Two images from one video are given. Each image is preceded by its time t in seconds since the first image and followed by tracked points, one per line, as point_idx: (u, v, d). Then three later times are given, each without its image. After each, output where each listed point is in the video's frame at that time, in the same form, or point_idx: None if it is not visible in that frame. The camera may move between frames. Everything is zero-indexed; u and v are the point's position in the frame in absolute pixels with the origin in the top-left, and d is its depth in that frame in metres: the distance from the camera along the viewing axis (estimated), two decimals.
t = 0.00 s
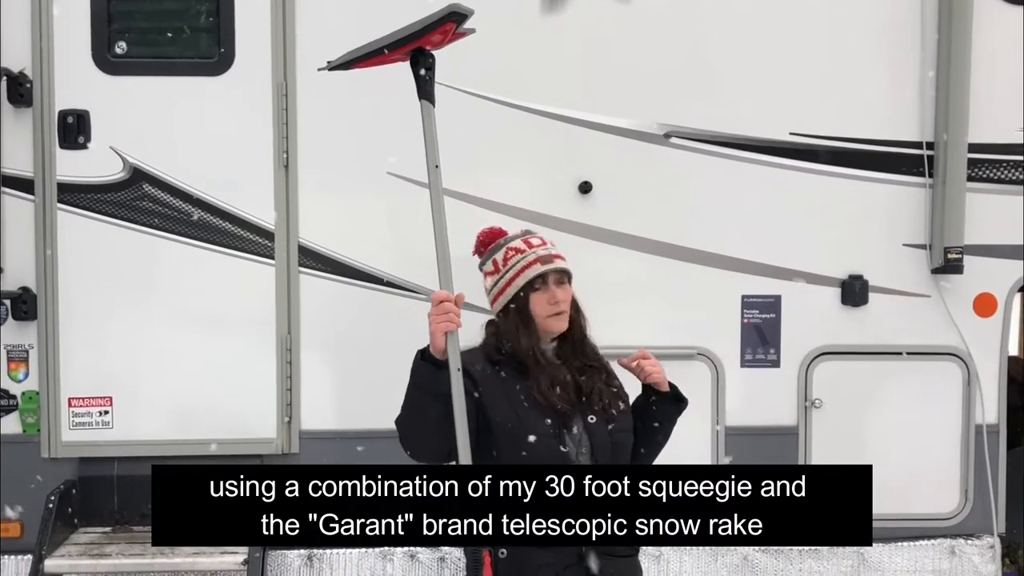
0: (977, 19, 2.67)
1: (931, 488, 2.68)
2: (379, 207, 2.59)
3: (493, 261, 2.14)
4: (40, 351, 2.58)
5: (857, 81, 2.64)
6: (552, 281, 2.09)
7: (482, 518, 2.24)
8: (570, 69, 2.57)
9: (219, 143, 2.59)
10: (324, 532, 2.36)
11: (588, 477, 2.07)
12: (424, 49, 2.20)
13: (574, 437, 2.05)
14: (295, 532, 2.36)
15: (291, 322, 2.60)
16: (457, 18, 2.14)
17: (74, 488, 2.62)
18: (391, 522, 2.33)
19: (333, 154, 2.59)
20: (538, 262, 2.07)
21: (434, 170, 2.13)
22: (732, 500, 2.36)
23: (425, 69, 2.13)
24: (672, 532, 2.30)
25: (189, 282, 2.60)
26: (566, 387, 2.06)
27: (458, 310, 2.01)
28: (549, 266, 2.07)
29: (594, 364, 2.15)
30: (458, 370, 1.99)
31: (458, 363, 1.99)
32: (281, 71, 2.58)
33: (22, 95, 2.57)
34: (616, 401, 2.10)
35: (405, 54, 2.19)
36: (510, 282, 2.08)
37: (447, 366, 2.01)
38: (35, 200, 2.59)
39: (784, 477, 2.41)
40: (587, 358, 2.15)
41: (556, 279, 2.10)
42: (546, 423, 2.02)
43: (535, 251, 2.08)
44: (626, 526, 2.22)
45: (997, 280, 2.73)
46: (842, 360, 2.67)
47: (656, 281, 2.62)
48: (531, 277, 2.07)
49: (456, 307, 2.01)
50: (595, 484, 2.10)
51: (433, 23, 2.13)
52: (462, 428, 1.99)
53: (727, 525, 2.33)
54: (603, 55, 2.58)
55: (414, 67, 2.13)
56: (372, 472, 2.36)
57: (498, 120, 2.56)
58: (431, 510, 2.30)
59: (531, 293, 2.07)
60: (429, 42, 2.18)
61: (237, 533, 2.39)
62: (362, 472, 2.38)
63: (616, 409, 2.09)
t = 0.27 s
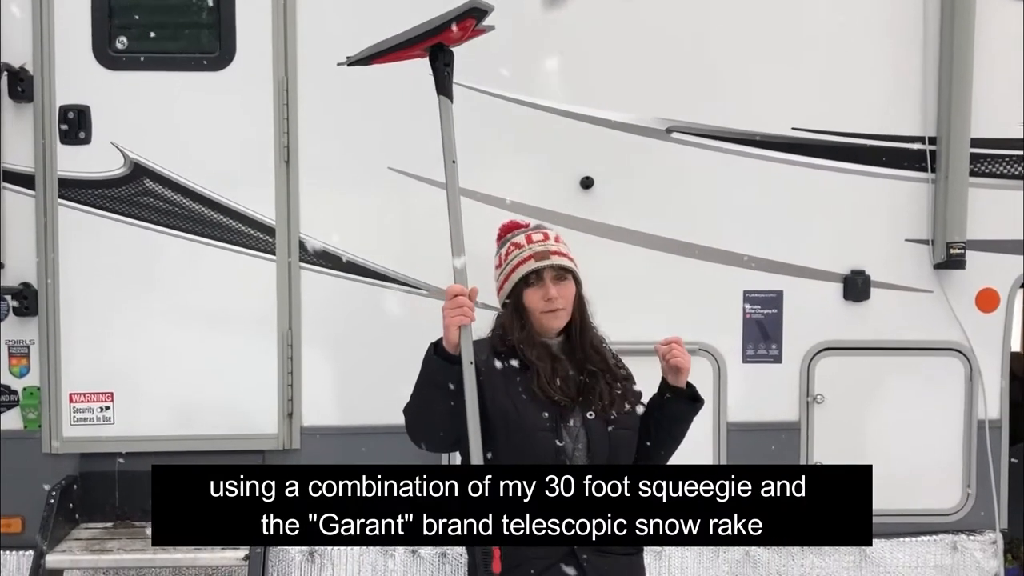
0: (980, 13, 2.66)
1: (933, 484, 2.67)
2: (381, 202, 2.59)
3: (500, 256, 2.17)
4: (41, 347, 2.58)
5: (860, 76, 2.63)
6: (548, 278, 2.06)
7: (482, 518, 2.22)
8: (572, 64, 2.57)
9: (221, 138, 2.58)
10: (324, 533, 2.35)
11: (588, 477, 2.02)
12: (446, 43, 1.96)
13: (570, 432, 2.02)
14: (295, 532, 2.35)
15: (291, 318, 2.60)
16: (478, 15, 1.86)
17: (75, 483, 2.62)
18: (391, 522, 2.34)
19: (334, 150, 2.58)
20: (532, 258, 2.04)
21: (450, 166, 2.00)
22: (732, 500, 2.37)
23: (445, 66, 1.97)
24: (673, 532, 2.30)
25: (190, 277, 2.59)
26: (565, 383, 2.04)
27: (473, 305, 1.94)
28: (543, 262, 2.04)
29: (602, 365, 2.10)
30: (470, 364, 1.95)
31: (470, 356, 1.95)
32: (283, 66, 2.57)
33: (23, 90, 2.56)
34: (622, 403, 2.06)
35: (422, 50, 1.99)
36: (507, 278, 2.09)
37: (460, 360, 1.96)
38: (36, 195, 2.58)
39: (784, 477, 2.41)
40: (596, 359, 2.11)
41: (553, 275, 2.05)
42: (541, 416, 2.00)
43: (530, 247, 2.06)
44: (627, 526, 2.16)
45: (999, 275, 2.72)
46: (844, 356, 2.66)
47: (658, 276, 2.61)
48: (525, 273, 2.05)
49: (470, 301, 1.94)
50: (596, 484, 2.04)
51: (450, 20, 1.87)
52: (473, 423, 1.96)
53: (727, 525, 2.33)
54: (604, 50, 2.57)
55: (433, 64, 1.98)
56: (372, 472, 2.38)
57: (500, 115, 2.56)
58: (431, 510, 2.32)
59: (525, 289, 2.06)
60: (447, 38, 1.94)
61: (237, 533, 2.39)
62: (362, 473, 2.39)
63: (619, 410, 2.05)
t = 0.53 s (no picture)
0: (981, 12, 2.66)
1: (933, 483, 2.67)
2: (381, 202, 2.59)
3: (506, 259, 2.17)
4: (41, 345, 2.58)
5: (861, 75, 2.63)
6: (550, 281, 2.05)
7: (482, 518, 2.21)
8: (572, 63, 2.57)
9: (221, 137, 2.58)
10: (324, 532, 2.35)
11: (587, 477, 2.01)
12: (450, 45, 1.95)
13: (570, 431, 2.02)
14: (295, 532, 2.34)
15: (292, 317, 2.60)
16: (482, 17, 1.82)
17: (76, 481, 2.62)
18: (391, 522, 2.34)
19: (335, 149, 2.58)
20: (533, 261, 2.04)
21: (454, 166, 1.97)
22: (732, 500, 2.36)
23: (449, 69, 1.95)
24: (673, 532, 2.28)
25: (191, 276, 2.59)
26: (567, 382, 2.03)
27: (474, 304, 1.92)
28: (545, 265, 2.03)
29: (606, 367, 2.09)
30: (474, 363, 1.93)
31: (474, 355, 1.94)
32: (283, 64, 2.57)
33: (23, 88, 2.56)
34: (624, 404, 2.04)
35: (425, 52, 1.96)
36: (511, 282, 2.10)
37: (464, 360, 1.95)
38: (36, 194, 2.58)
39: (784, 477, 2.40)
40: (602, 361, 2.09)
41: (555, 278, 2.05)
42: (541, 413, 2.00)
43: (532, 250, 2.06)
44: (627, 526, 2.13)
45: (1000, 274, 2.72)
46: (844, 355, 2.66)
47: (658, 275, 2.61)
48: (527, 276, 2.05)
49: (472, 301, 1.92)
50: (596, 484, 2.03)
51: (454, 22, 1.83)
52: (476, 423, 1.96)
53: (726, 525, 2.33)
54: (604, 49, 2.57)
55: (437, 66, 1.96)
56: (372, 472, 2.38)
57: (499, 114, 2.56)
58: (431, 510, 2.31)
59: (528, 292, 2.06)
60: (450, 39, 1.91)
61: (237, 532, 2.40)
62: (362, 472, 2.39)
63: (621, 411, 2.04)
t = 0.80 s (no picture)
0: (981, 14, 2.66)
1: (933, 485, 2.67)
2: (381, 203, 2.59)
3: (513, 259, 2.17)
4: (41, 345, 2.58)
5: (861, 76, 2.63)
6: (554, 281, 2.03)
7: (482, 518, 2.21)
8: (572, 64, 2.56)
9: (221, 137, 2.58)
10: (324, 532, 2.34)
11: (587, 477, 2.01)
12: (452, 45, 1.94)
13: (572, 431, 2.02)
14: (295, 532, 2.35)
15: (291, 317, 2.60)
16: (485, 18, 1.82)
17: (75, 482, 2.62)
18: (391, 522, 2.33)
19: (335, 150, 2.58)
20: (537, 261, 2.04)
21: (457, 166, 1.96)
22: (732, 500, 2.34)
23: (452, 69, 1.95)
24: (673, 532, 2.27)
25: (191, 276, 2.59)
26: (570, 382, 2.03)
27: (476, 305, 1.91)
28: (549, 266, 2.03)
29: (610, 369, 2.08)
30: (475, 363, 1.92)
31: (475, 355, 1.93)
32: (283, 65, 2.57)
33: (23, 89, 2.56)
34: (627, 406, 2.04)
35: (428, 53, 1.96)
36: (516, 283, 2.10)
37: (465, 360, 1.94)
38: (36, 194, 2.58)
39: (784, 477, 2.40)
40: (605, 362, 2.09)
41: (559, 279, 2.03)
42: (544, 413, 2.00)
43: (536, 251, 2.06)
44: (627, 526, 2.12)
45: (1000, 276, 2.72)
46: (843, 356, 2.66)
47: (658, 276, 2.61)
48: (531, 277, 2.05)
49: (474, 302, 1.91)
50: (596, 484, 2.03)
51: (457, 23, 1.82)
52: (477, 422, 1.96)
53: (726, 525, 2.32)
54: (603, 49, 2.57)
55: (440, 67, 1.96)
56: (372, 472, 2.38)
57: (499, 115, 2.56)
58: (431, 510, 2.31)
59: (532, 293, 2.06)
60: (453, 41, 1.91)
61: (237, 532, 2.39)
62: (362, 472, 2.39)
63: (623, 413, 2.03)
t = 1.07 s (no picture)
0: (982, 16, 2.66)
1: (933, 487, 2.67)
2: (381, 204, 2.59)
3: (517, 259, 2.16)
4: (41, 347, 2.58)
5: (862, 78, 2.63)
6: (554, 283, 2.04)
7: (482, 518, 2.21)
8: (573, 65, 2.56)
9: (221, 139, 2.58)
10: (324, 532, 2.33)
11: (588, 477, 2.00)
12: (452, 49, 1.95)
13: (576, 434, 2.02)
14: (295, 532, 2.34)
15: (292, 319, 2.60)
16: (485, 21, 1.82)
17: (75, 483, 2.62)
18: (391, 522, 2.33)
19: (335, 151, 2.58)
20: (537, 263, 2.04)
21: (456, 169, 1.96)
22: (732, 500, 2.33)
23: (452, 73, 1.95)
24: (673, 532, 2.27)
25: (191, 277, 2.59)
26: (575, 385, 2.03)
27: (477, 308, 1.91)
28: (549, 267, 2.03)
29: (615, 373, 2.06)
30: (475, 365, 1.92)
31: (475, 357, 1.93)
32: (284, 66, 2.57)
33: (24, 90, 2.56)
34: (632, 411, 2.04)
35: (428, 57, 1.96)
36: (518, 283, 2.11)
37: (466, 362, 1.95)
38: (36, 195, 2.58)
39: (784, 477, 2.40)
40: (611, 365, 2.07)
41: (560, 280, 2.04)
42: (548, 415, 2.00)
43: (538, 252, 2.06)
44: (627, 526, 2.12)
45: (1000, 278, 2.72)
46: (843, 358, 2.66)
47: (658, 279, 2.61)
48: (531, 279, 2.05)
49: (474, 304, 1.91)
50: (596, 484, 2.02)
51: (457, 26, 1.83)
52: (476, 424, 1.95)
53: (727, 525, 2.32)
54: (604, 51, 2.57)
55: (440, 71, 1.97)
56: (372, 472, 2.38)
57: (499, 116, 2.56)
58: (431, 510, 2.31)
59: (533, 295, 2.06)
60: (453, 44, 1.91)
61: (237, 533, 2.39)
62: (362, 472, 2.39)
63: (628, 418, 2.03)
